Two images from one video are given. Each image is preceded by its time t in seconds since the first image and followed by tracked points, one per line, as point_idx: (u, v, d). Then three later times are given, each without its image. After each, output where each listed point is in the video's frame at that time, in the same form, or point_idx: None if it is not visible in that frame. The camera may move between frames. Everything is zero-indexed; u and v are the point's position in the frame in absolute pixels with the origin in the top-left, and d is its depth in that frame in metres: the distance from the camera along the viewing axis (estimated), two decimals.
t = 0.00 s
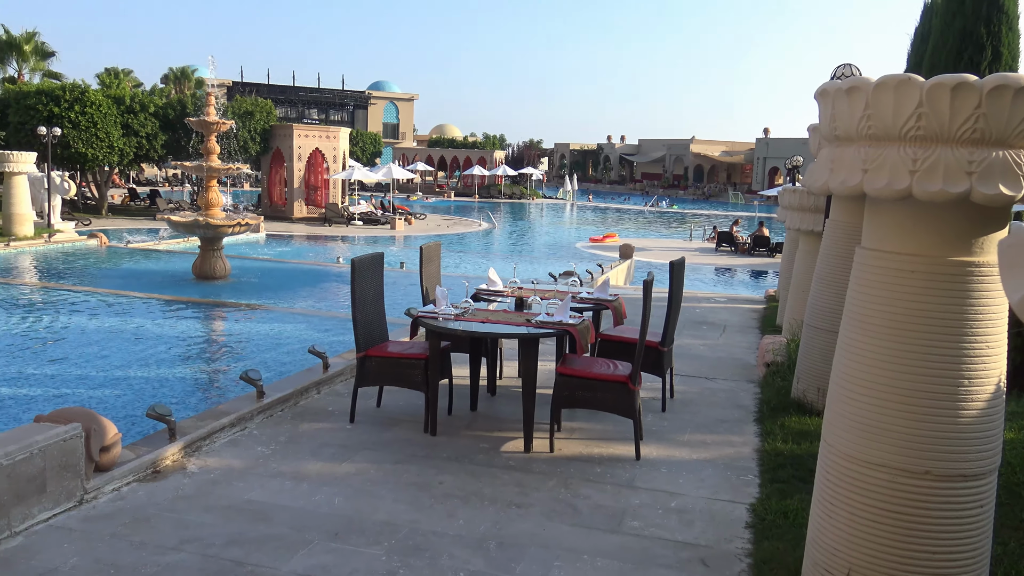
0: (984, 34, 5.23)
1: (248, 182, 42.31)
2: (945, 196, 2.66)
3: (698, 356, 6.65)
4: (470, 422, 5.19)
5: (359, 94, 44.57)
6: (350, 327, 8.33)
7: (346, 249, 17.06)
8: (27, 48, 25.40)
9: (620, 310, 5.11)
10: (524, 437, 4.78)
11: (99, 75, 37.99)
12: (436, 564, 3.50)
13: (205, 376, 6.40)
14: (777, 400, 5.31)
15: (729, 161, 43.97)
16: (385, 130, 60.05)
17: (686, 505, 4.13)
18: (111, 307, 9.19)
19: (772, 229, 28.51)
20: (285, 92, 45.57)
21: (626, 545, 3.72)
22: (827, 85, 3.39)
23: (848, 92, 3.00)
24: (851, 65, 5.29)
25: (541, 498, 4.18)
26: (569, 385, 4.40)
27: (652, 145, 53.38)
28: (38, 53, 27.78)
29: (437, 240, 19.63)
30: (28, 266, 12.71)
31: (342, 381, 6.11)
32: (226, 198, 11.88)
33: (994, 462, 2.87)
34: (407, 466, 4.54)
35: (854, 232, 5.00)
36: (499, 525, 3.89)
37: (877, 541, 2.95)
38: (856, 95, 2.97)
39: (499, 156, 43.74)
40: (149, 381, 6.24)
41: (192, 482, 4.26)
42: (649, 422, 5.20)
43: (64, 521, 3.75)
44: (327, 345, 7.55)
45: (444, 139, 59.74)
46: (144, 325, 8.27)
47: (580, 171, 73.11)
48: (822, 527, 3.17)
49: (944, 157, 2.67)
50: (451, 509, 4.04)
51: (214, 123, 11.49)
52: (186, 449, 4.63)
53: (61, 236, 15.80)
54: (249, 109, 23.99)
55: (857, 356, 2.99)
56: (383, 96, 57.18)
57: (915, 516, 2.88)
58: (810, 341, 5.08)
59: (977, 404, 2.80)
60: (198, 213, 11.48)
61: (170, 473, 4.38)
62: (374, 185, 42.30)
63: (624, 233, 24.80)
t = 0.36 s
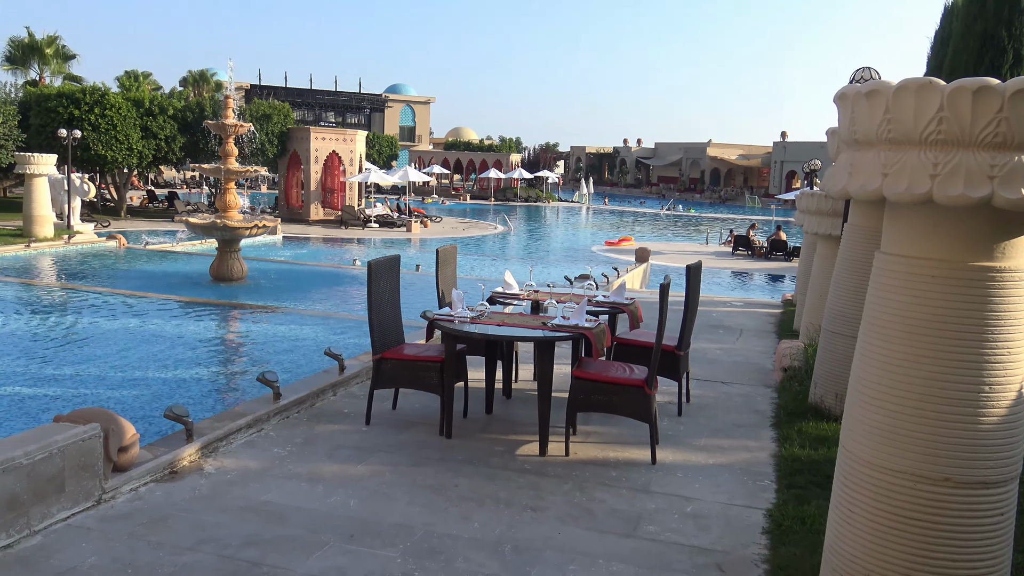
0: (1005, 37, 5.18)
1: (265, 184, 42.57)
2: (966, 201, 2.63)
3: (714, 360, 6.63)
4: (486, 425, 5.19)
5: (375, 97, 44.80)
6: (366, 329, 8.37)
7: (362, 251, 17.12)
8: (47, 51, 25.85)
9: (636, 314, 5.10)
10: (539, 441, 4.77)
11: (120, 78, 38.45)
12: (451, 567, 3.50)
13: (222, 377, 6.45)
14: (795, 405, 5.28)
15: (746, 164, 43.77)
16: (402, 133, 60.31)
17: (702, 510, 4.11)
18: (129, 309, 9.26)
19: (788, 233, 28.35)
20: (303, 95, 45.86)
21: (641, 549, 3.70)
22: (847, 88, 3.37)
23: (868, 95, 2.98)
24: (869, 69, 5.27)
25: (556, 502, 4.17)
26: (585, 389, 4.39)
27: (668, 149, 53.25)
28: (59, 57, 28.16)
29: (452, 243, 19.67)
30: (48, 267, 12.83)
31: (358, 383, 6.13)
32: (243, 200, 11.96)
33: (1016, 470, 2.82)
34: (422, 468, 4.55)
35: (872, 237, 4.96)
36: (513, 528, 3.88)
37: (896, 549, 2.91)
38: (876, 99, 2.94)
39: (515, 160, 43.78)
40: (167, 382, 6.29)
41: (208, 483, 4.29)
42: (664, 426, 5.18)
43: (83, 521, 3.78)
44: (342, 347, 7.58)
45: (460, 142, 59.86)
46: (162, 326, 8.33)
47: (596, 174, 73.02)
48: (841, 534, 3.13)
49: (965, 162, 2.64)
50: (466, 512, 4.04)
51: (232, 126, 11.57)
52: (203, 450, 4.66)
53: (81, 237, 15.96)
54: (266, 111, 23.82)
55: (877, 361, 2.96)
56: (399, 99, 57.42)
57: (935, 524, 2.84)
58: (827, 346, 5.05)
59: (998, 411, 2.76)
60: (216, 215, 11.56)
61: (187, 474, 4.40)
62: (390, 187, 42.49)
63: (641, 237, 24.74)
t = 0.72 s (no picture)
0: None
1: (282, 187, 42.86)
2: (989, 204, 2.58)
3: (731, 363, 6.60)
4: (501, 428, 5.20)
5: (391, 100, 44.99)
6: (382, 332, 8.40)
7: (378, 254, 17.18)
8: (67, 55, 26.28)
9: (653, 317, 5.09)
10: (556, 443, 4.77)
11: (137, 82, 38.90)
12: (467, 570, 3.49)
13: (239, 379, 6.49)
14: (813, 409, 5.25)
15: (763, 167, 43.60)
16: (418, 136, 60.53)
17: (719, 514, 4.08)
18: (148, 310, 9.34)
19: (805, 236, 28.21)
20: (319, 98, 46.14)
21: (657, 553, 3.68)
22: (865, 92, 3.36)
23: (888, 98, 2.96)
24: (889, 71, 5.23)
25: (572, 505, 4.16)
26: (601, 392, 4.38)
27: (685, 151, 53.11)
28: (80, 61, 28.54)
29: (468, 245, 19.72)
30: (68, 269, 12.97)
31: (374, 385, 6.15)
32: (261, 203, 12.03)
33: None
34: (439, 471, 4.56)
35: (893, 239, 4.92)
36: (529, 531, 3.87)
37: (916, 555, 2.84)
38: (896, 102, 2.93)
39: (530, 163, 43.82)
40: (185, 383, 6.34)
41: (226, 484, 4.31)
42: (681, 429, 5.17)
43: (102, 521, 3.81)
44: (359, 349, 7.61)
45: (476, 145, 59.97)
46: (180, 327, 8.40)
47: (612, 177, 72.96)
48: (859, 540, 3.06)
49: (987, 165, 2.61)
50: (482, 515, 4.03)
51: (250, 129, 11.64)
52: (221, 451, 4.69)
53: (100, 240, 16.12)
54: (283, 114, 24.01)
55: (896, 364, 2.90)
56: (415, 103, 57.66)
57: (956, 531, 2.77)
58: (846, 350, 5.02)
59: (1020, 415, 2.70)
60: (234, 218, 11.65)
61: (205, 475, 4.43)
62: (406, 190, 42.70)
63: (657, 240, 24.69)
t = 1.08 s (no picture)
0: None
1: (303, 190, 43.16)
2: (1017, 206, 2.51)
3: (752, 366, 6.56)
4: (521, 431, 5.20)
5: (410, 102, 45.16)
6: (403, 334, 8.42)
7: (398, 256, 17.25)
8: (92, 59, 26.65)
9: (673, 320, 5.08)
10: (575, 447, 4.77)
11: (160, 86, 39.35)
12: (487, 573, 3.49)
13: (261, 381, 6.53)
14: (836, 413, 5.20)
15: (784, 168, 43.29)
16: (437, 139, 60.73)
17: (741, 519, 4.05)
18: (170, 312, 9.44)
19: (826, 238, 28.02)
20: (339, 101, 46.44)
21: (679, 557, 3.66)
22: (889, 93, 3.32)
23: (913, 99, 2.95)
24: (914, 72, 5.19)
25: (592, 509, 4.15)
26: (621, 395, 4.37)
27: (705, 152, 52.81)
28: (104, 65, 28.94)
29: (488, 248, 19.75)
30: (92, 272, 13.13)
31: (394, 387, 6.17)
32: (282, 205, 12.11)
33: None
34: (459, 473, 4.56)
35: (917, 241, 4.87)
36: (550, 535, 3.87)
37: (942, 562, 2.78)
38: (921, 103, 2.90)
39: (550, 165, 43.81)
40: (207, 385, 6.39)
41: (247, 486, 4.34)
42: (702, 433, 5.14)
43: (125, 521, 3.86)
44: (379, 351, 7.64)
45: (495, 147, 60.06)
46: (202, 329, 8.48)
47: (631, 179, 72.74)
48: (884, 548, 3.00)
49: (1015, 167, 2.54)
50: (502, 518, 4.03)
51: (271, 132, 11.72)
52: (242, 453, 4.72)
53: (123, 242, 16.31)
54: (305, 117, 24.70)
55: (922, 367, 2.85)
56: (435, 105, 57.85)
57: (984, 538, 2.70)
58: (869, 353, 4.98)
59: None
60: (255, 221, 11.74)
61: (227, 476, 4.47)
62: (426, 193, 42.84)
63: (677, 242, 24.58)
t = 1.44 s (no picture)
0: None
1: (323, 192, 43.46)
2: None
3: (775, 369, 6.52)
4: (542, 433, 5.20)
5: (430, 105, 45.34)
6: (423, 336, 8.46)
7: (419, 258, 17.32)
8: (117, 64, 27.03)
9: (695, 322, 5.06)
10: (596, 449, 4.76)
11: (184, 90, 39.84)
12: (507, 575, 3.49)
13: (282, 382, 6.59)
14: (859, 416, 5.16)
15: (806, 168, 42.95)
16: (457, 141, 60.91)
17: (763, 522, 4.03)
18: (192, 314, 9.54)
19: (850, 239, 27.75)
20: (360, 104, 46.73)
21: (700, 561, 3.64)
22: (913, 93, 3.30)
23: (938, 98, 2.93)
24: (938, 72, 5.15)
25: (613, 511, 4.14)
26: (642, 397, 4.36)
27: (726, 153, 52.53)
28: (129, 69, 29.29)
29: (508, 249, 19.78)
30: (116, 274, 13.30)
31: (415, 389, 6.20)
32: (304, 208, 12.20)
33: None
34: (479, 475, 4.58)
35: (942, 242, 4.82)
36: (570, 537, 3.86)
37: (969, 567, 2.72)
38: (947, 102, 2.88)
39: (570, 166, 43.77)
40: (228, 386, 6.46)
41: (269, 487, 4.38)
42: (723, 436, 5.12)
43: (149, 521, 3.90)
44: (399, 353, 7.68)
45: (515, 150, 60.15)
46: (224, 331, 8.55)
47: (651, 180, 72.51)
48: (909, 554, 2.93)
49: None
50: (522, 520, 4.04)
51: (293, 135, 11.81)
52: (264, 454, 4.76)
53: (147, 245, 16.51)
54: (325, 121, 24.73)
55: (947, 369, 2.80)
56: (455, 107, 58.04)
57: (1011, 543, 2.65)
58: (892, 355, 4.93)
59: None
60: (277, 223, 11.84)
61: (249, 477, 4.51)
62: (446, 196, 43.01)
63: (698, 243, 24.47)
